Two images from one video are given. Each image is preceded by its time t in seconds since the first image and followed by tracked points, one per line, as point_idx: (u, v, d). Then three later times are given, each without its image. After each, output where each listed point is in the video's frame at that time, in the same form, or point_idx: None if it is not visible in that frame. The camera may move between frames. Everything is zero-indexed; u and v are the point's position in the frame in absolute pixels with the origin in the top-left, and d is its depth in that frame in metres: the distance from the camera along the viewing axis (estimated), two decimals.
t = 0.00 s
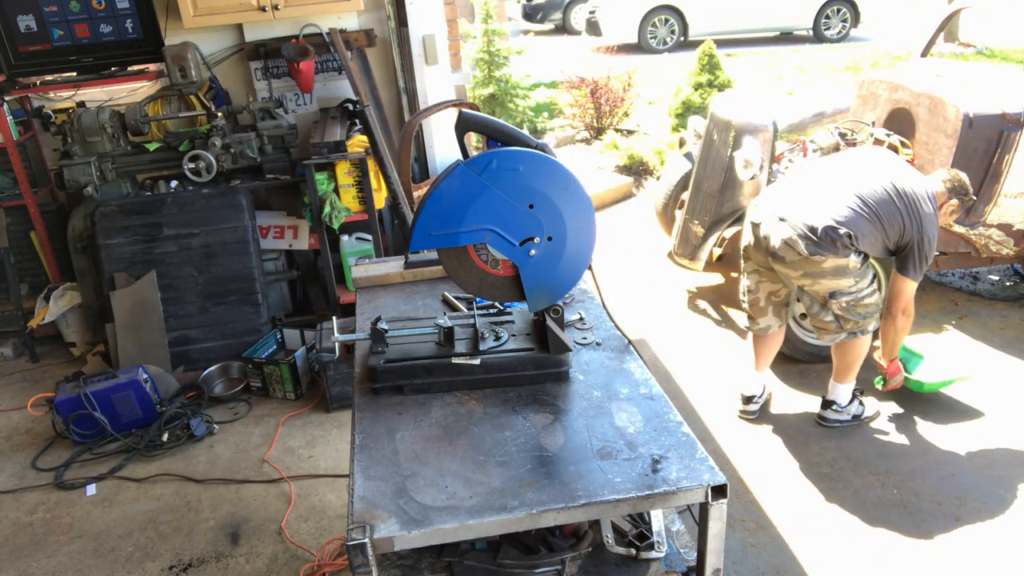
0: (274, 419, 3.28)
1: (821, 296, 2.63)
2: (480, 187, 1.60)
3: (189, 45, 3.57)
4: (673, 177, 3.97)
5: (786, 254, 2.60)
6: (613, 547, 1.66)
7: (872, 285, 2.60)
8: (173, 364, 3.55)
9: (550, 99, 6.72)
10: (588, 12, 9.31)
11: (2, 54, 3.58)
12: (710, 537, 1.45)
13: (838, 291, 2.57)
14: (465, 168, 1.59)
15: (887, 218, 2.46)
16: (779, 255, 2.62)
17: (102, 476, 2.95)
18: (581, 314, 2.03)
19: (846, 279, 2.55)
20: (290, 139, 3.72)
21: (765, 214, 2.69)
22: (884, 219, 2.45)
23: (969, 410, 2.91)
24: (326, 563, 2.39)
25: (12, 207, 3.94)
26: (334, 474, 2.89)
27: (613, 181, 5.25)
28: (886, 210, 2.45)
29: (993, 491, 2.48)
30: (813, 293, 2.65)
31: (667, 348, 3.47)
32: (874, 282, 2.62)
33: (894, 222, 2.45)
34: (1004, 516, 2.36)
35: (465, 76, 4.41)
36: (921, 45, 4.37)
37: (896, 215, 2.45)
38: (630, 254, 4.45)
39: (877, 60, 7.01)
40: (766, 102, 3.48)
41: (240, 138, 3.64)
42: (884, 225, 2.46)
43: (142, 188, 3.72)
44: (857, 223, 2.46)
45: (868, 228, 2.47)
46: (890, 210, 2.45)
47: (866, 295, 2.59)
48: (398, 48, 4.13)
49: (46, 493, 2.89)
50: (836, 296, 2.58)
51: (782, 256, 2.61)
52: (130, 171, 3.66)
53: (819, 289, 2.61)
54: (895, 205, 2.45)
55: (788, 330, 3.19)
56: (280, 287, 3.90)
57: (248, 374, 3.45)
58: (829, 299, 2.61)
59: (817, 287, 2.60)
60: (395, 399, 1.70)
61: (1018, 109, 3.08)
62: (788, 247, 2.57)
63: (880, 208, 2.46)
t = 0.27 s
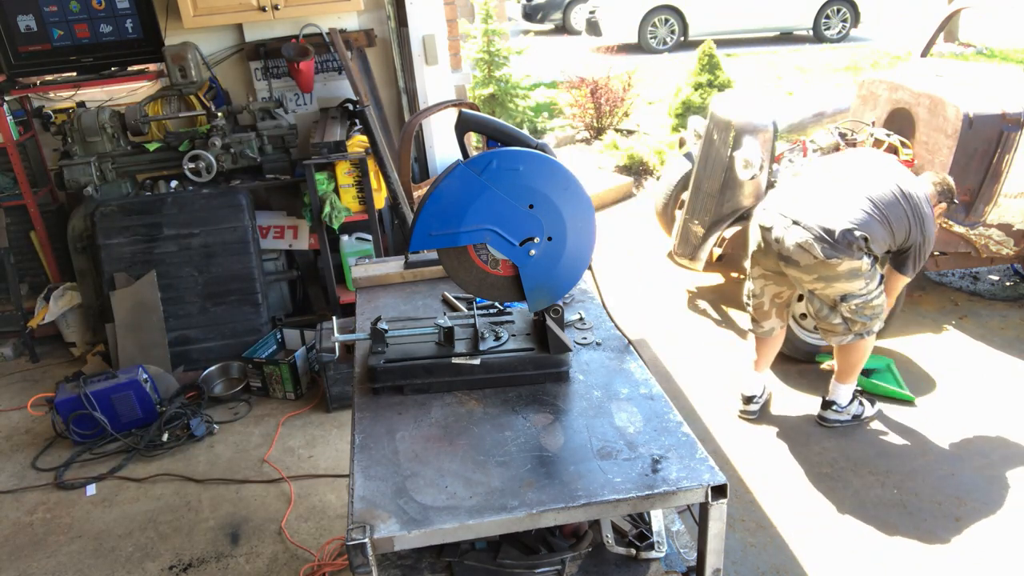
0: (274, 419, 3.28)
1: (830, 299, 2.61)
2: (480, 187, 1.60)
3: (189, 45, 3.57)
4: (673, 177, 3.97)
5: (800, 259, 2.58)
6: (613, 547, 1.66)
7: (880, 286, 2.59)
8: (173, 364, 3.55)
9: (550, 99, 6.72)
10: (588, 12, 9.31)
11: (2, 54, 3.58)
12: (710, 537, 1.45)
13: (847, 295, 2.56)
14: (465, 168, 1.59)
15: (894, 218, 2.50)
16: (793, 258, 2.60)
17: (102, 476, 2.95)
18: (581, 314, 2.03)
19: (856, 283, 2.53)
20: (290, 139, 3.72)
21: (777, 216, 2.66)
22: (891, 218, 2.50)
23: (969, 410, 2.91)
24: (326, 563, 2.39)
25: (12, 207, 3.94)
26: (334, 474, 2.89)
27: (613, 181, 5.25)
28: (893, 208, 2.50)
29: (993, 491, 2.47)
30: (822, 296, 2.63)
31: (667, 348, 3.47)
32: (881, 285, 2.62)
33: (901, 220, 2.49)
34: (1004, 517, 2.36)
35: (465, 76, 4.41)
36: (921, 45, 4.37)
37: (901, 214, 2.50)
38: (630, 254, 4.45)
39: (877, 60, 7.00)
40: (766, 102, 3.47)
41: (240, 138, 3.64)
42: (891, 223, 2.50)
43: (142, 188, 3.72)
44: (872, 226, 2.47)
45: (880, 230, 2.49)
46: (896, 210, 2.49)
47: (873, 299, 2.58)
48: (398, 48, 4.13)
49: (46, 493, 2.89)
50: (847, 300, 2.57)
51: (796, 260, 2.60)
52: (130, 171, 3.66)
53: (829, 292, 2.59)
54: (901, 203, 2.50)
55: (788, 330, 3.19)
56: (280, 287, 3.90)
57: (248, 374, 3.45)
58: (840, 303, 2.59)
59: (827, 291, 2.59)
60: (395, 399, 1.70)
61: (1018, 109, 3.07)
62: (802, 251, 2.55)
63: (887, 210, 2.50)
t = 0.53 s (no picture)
0: (274, 419, 3.28)
1: (858, 292, 2.61)
2: (480, 187, 1.60)
3: (188, 45, 3.57)
4: (673, 177, 3.97)
5: (836, 237, 2.62)
6: (613, 547, 1.66)
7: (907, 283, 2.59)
8: (173, 364, 3.55)
9: (550, 99, 6.72)
10: (588, 12, 9.31)
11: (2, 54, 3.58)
12: (710, 537, 1.45)
13: (878, 282, 2.57)
14: (465, 167, 1.59)
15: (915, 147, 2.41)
16: (829, 239, 2.65)
17: (102, 476, 2.95)
18: (580, 314, 2.03)
19: (886, 269, 2.57)
20: (291, 139, 3.72)
21: (808, 201, 2.73)
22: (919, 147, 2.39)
23: (969, 410, 2.91)
24: (326, 563, 2.39)
25: (12, 207, 3.94)
26: (334, 474, 2.89)
27: (613, 181, 5.25)
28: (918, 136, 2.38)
29: (994, 492, 2.47)
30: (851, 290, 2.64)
31: (667, 348, 3.47)
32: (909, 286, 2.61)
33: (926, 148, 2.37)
34: (1004, 517, 2.36)
35: (465, 76, 4.41)
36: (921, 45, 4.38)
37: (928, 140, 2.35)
38: (630, 254, 4.45)
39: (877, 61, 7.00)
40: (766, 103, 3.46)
41: (240, 138, 3.64)
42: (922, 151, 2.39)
43: (142, 188, 3.72)
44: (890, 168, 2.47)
45: (899, 169, 2.46)
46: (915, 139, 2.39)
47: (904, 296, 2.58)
48: (398, 48, 4.13)
49: (46, 493, 2.89)
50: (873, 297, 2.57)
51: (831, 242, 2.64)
52: (130, 171, 3.66)
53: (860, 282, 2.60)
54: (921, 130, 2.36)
55: (788, 330, 3.19)
56: (280, 287, 3.90)
57: (248, 374, 3.45)
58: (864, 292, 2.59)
59: (859, 280, 2.59)
60: (395, 399, 1.70)
61: (1018, 109, 3.06)
62: (834, 232, 2.61)
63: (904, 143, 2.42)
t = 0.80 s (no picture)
0: (274, 419, 3.28)
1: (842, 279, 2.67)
2: (480, 187, 1.60)
3: (188, 45, 3.57)
4: (673, 177, 3.98)
5: (816, 226, 2.72)
6: (613, 547, 1.66)
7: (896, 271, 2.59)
8: (173, 364, 3.55)
9: (550, 99, 6.73)
10: (588, 12, 9.31)
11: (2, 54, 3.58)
12: (710, 537, 1.45)
13: (857, 271, 2.61)
14: (465, 167, 1.59)
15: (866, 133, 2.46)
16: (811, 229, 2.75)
17: (102, 476, 2.95)
18: (581, 314, 2.03)
19: (865, 257, 2.61)
20: (291, 139, 3.72)
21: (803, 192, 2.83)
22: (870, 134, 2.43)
23: (968, 410, 2.91)
24: (326, 563, 2.39)
25: (12, 207, 3.94)
26: (333, 474, 2.89)
27: (614, 181, 5.25)
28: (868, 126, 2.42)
29: (994, 492, 2.47)
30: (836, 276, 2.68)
31: (667, 348, 3.47)
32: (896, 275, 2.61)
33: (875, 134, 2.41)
34: (1004, 517, 2.36)
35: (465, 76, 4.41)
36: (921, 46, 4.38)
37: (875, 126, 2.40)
38: (630, 254, 4.45)
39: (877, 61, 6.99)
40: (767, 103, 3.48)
41: (240, 138, 3.64)
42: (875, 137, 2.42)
43: (142, 188, 3.72)
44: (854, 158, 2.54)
45: (857, 157, 2.54)
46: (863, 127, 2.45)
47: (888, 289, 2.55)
48: (398, 48, 4.13)
49: (46, 493, 2.89)
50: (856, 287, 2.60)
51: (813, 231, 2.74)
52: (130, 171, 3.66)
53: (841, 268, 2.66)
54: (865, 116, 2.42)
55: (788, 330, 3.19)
56: (280, 287, 3.90)
57: (248, 374, 3.45)
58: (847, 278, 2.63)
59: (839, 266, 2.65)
60: (395, 399, 1.70)
61: (1017, 109, 3.09)
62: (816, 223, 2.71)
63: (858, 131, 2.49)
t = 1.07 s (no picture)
0: (274, 419, 3.28)
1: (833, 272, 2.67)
2: (480, 187, 1.60)
3: (188, 45, 3.57)
4: (673, 177, 3.98)
5: (801, 223, 2.73)
6: (613, 547, 1.66)
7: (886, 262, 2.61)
8: (173, 364, 3.55)
9: (550, 99, 6.73)
10: (588, 12, 9.30)
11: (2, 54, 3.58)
12: (710, 537, 1.45)
13: (848, 262, 2.63)
14: (465, 167, 1.59)
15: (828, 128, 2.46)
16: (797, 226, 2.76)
17: (102, 476, 2.95)
18: (581, 314, 2.03)
19: (855, 248, 2.62)
20: (291, 139, 3.72)
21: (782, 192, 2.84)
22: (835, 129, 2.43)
23: (969, 410, 2.91)
24: (326, 563, 2.39)
25: (12, 207, 3.94)
26: (334, 474, 2.89)
27: (614, 181, 5.25)
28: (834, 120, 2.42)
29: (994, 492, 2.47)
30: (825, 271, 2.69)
31: (668, 348, 3.47)
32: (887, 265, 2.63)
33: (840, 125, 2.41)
34: (1004, 517, 2.36)
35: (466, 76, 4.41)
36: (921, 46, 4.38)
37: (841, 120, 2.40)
38: (630, 254, 4.45)
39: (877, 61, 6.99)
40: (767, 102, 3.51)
41: (240, 138, 3.64)
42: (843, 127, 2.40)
43: (142, 188, 3.72)
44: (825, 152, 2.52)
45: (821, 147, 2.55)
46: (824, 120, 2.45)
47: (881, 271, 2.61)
48: (398, 48, 4.13)
49: (46, 493, 2.89)
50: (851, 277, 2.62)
51: (798, 228, 2.75)
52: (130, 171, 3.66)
53: (830, 262, 2.67)
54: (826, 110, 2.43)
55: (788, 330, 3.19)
56: (280, 287, 3.90)
57: (248, 374, 3.45)
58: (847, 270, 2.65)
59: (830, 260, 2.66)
60: (395, 399, 1.70)
61: (1017, 110, 3.09)
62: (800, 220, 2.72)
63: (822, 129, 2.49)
